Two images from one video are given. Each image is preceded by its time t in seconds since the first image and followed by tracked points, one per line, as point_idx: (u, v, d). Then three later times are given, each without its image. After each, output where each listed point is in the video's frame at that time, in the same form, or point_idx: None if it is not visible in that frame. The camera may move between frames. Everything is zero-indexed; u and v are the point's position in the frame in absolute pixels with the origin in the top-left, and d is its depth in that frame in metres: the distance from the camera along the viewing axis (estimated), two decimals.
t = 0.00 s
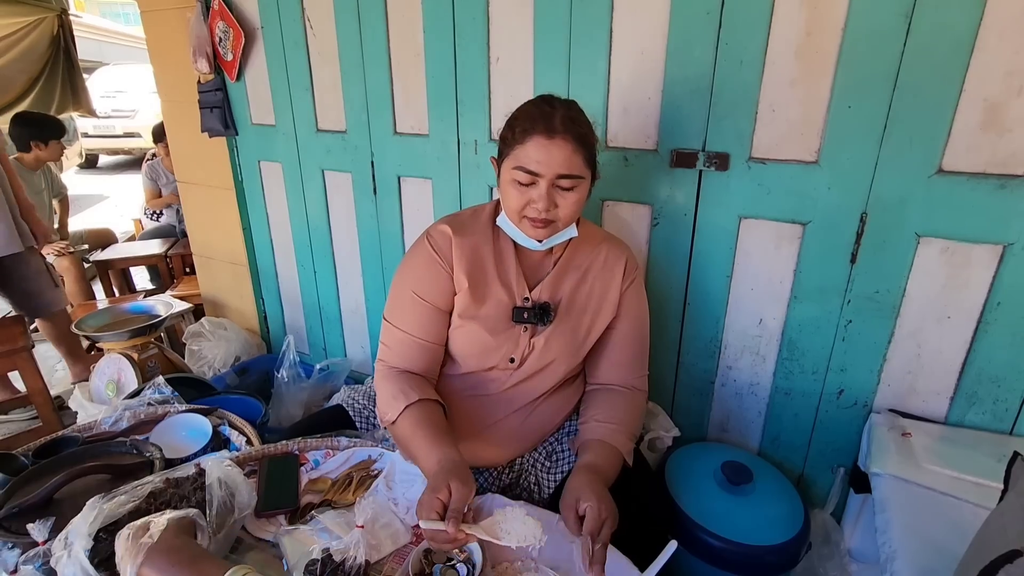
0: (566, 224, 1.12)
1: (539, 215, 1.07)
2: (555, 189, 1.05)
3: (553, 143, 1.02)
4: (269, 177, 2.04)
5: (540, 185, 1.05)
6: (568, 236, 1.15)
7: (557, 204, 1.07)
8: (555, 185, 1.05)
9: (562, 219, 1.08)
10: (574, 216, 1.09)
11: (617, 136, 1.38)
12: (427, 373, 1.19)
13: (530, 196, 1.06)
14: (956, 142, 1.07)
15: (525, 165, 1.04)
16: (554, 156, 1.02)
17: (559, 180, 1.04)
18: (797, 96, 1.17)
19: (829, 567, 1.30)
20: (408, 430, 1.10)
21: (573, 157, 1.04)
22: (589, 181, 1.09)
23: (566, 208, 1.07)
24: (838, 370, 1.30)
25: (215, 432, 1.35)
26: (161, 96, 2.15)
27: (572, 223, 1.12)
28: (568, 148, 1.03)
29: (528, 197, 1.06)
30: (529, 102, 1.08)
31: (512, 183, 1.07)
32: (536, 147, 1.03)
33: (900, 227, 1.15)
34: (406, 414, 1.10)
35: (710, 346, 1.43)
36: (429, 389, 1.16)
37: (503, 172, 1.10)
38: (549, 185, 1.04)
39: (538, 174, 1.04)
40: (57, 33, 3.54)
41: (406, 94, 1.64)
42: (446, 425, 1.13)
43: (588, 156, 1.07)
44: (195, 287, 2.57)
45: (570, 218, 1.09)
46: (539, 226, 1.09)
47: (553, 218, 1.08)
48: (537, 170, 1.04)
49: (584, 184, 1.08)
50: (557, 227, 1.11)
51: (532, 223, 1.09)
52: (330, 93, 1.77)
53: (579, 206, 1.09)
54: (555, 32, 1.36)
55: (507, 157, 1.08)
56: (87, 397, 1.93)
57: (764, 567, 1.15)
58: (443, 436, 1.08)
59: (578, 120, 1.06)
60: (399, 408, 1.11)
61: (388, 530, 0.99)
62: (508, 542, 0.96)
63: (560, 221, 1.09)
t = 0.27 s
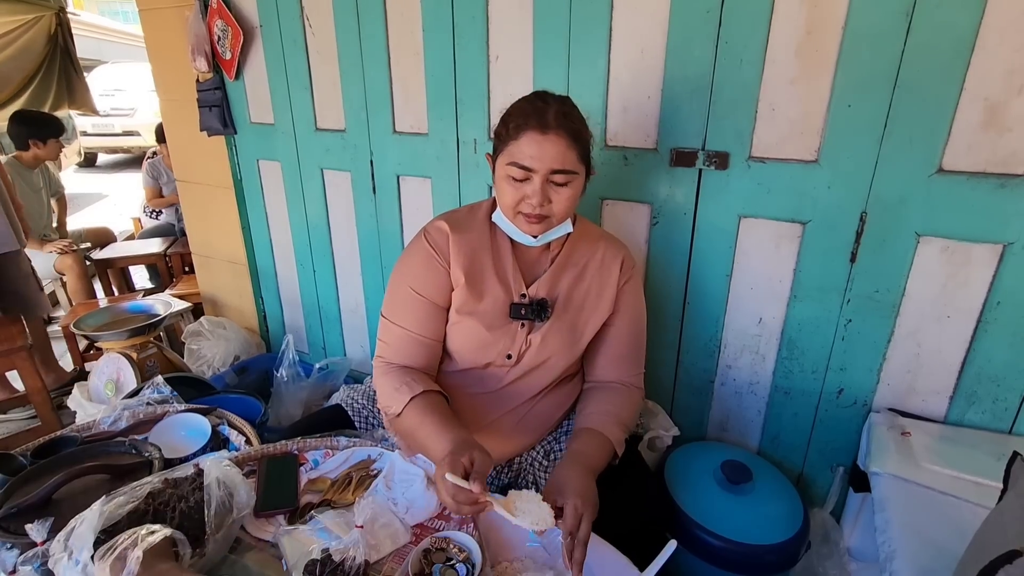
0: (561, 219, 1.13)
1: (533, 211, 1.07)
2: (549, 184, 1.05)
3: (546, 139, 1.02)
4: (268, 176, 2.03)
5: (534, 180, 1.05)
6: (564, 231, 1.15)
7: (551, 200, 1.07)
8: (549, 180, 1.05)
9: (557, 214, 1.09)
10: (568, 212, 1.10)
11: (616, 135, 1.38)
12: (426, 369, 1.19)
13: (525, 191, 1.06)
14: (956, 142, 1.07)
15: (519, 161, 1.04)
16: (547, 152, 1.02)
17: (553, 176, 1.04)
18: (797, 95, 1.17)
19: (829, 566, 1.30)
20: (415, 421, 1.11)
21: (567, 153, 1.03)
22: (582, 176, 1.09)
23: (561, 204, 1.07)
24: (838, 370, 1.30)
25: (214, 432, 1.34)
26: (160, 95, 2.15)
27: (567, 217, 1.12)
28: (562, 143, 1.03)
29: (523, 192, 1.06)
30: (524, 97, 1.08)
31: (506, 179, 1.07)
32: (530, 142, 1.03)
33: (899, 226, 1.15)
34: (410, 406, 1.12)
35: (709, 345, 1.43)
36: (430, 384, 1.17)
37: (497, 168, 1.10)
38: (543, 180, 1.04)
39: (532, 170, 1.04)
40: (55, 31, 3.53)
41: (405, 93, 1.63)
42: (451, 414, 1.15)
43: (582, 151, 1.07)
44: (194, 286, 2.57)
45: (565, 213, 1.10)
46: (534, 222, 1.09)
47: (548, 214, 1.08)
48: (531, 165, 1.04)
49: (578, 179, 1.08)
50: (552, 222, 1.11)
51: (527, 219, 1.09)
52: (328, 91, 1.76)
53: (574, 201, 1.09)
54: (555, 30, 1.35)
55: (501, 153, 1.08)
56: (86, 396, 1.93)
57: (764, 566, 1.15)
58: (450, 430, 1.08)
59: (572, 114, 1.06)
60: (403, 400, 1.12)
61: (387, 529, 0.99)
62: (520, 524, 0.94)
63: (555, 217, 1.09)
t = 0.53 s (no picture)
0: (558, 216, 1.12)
1: (530, 207, 1.07)
2: (545, 181, 1.05)
3: (542, 135, 1.02)
4: (266, 174, 2.03)
5: (530, 177, 1.04)
6: (561, 228, 1.14)
7: (547, 196, 1.06)
8: (545, 177, 1.04)
9: (554, 211, 1.08)
10: (565, 208, 1.09)
11: (616, 133, 1.37)
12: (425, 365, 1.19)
13: (521, 188, 1.05)
14: (957, 140, 1.07)
15: (515, 158, 1.04)
16: (543, 148, 1.02)
17: (549, 172, 1.04)
18: (797, 94, 1.17)
19: (829, 565, 1.30)
20: (424, 415, 1.09)
21: (562, 150, 1.03)
22: (579, 173, 1.08)
23: (557, 201, 1.07)
24: (837, 368, 1.30)
25: (213, 431, 1.34)
26: (158, 93, 2.14)
27: (564, 214, 1.12)
28: (557, 140, 1.02)
29: (519, 189, 1.06)
30: (519, 94, 1.08)
31: (502, 176, 1.07)
32: (525, 139, 1.02)
33: (899, 225, 1.15)
34: (421, 399, 1.10)
35: (709, 344, 1.43)
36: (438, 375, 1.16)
37: (494, 165, 1.10)
38: (539, 177, 1.04)
39: (528, 167, 1.04)
40: (52, 29, 3.51)
41: (404, 91, 1.63)
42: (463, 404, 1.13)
43: (578, 147, 1.07)
44: (192, 285, 2.56)
45: (562, 210, 1.09)
46: (530, 219, 1.09)
47: (545, 210, 1.08)
48: (527, 162, 1.03)
49: (575, 176, 1.07)
50: (549, 218, 1.10)
51: (524, 215, 1.09)
52: (327, 89, 1.76)
53: (570, 197, 1.09)
54: (554, 28, 1.35)
55: (497, 150, 1.07)
56: (84, 396, 1.92)
57: (763, 565, 1.15)
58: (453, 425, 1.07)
59: (567, 110, 1.05)
60: (415, 390, 1.11)
61: (386, 528, 0.98)
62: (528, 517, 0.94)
63: (551, 213, 1.09)
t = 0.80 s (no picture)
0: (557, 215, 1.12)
1: (529, 207, 1.07)
2: (544, 181, 1.05)
3: (541, 135, 1.02)
4: (263, 173, 2.02)
5: (529, 176, 1.04)
6: (560, 227, 1.15)
7: (547, 196, 1.06)
8: (544, 176, 1.04)
9: (553, 210, 1.08)
10: (564, 207, 1.09)
11: (614, 132, 1.37)
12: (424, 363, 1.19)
13: (520, 188, 1.05)
14: (954, 138, 1.07)
15: (514, 157, 1.04)
16: (541, 148, 1.02)
17: (548, 172, 1.04)
18: (795, 92, 1.17)
19: (825, 562, 1.31)
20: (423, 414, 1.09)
21: (561, 149, 1.03)
22: (578, 172, 1.08)
23: (557, 200, 1.07)
24: (835, 366, 1.30)
25: (210, 430, 1.34)
26: (154, 92, 2.13)
27: (563, 213, 1.12)
28: (556, 139, 1.02)
29: (519, 189, 1.06)
30: (519, 93, 1.08)
31: (501, 175, 1.07)
32: (524, 139, 1.02)
33: (897, 223, 1.15)
34: (421, 397, 1.10)
35: (706, 342, 1.43)
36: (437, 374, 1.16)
37: (493, 164, 1.10)
38: (539, 177, 1.04)
39: (527, 166, 1.04)
40: (49, 27, 3.49)
41: (401, 89, 1.63)
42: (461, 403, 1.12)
43: (577, 147, 1.07)
44: (189, 283, 2.56)
45: (561, 209, 1.09)
46: (529, 218, 1.09)
47: (544, 210, 1.08)
48: (526, 162, 1.03)
49: (575, 175, 1.07)
50: (549, 218, 1.10)
51: (523, 215, 1.09)
52: (324, 87, 1.75)
53: (570, 197, 1.09)
54: (552, 26, 1.35)
55: (496, 150, 1.07)
56: (80, 395, 1.92)
57: (760, 563, 1.15)
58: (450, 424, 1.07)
59: (566, 109, 1.05)
60: (415, 389, 1.10)
61: (384, 527, 0.99)
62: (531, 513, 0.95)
63: (551, 212, 1.09)
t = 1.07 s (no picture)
0: (559, 218, 1.12)
1: (531, 210, 1.07)
2: (547, 184, 1.05)
3: (544, 138, 1.02)
4: (261, 173, 2.02)
5: (532, 180, 1.05)
6: (562, 230, 1.15)
7: (549, 199, 1.06)
8: (547, 180, 1.05)
9: (555, 213, 1.09)
10: (565, 210, 1.10)
11: (611, 132, 1.38)
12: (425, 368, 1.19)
13: (522, 191, 1.06)
14: (949, 139, 1.07)
15: (516, 161, 1.04)
16: (544, 151, 1.02)
17: (551, 176, 1.04)
18: (791, 92, 1.17)
19: (822, 561, 1.29)
20: (423, 443, 1.06)
21: (564, 153, 1.03)
22: (580, 175, 1.09)
23: (559, 204, 1.07)
24: (831, 366, 1.31)
25: (208, 430, 1.34)
26: (152, 91, 2.13)
27: (564, 216, 1.12)
28: (559, 143, 1.02)
29: (520, 192, 1.06)
30: (521, 95, 1.08)
31: (504, 178, 1.07)
32: (528, 142, 1.02)
33: (892, 223, 1.15)
34: (421, 426, 1.07)
35: (704, 342, 1.44)
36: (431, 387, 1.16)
37: (494, 167, 1.10)
38: (541, 180, 1.04)
39: (530, 170, 1.04)
40: (46, 26, 3.47)
41: (399, 90, 1.63)
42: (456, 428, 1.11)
43: (580, 150, 1.07)
44: (187, 283, 2.55)
45: (562, 212, 1.09)
46: (531, 221, 1.09)
47: (546, 213, 1.08)
48: (528, 165, 1.03)
49: (576, 179, 1.08)
50: (551, 221, 1.11)
51: (525, 218, 1.09)
52: (322, 87, 1.75)
53: (571, 200, 1.09)
54: (550, 26, 1.35)
55: (498, 153, 1.07)
56: (78, 395, 1.91)
57: (757, 562, 1.16)
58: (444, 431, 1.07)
59: (570, 114, 1.05)
60: (414, 417, 1.08)
61: (381, 527, 0.99)
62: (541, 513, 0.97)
63: (552, 216, 1.09)
